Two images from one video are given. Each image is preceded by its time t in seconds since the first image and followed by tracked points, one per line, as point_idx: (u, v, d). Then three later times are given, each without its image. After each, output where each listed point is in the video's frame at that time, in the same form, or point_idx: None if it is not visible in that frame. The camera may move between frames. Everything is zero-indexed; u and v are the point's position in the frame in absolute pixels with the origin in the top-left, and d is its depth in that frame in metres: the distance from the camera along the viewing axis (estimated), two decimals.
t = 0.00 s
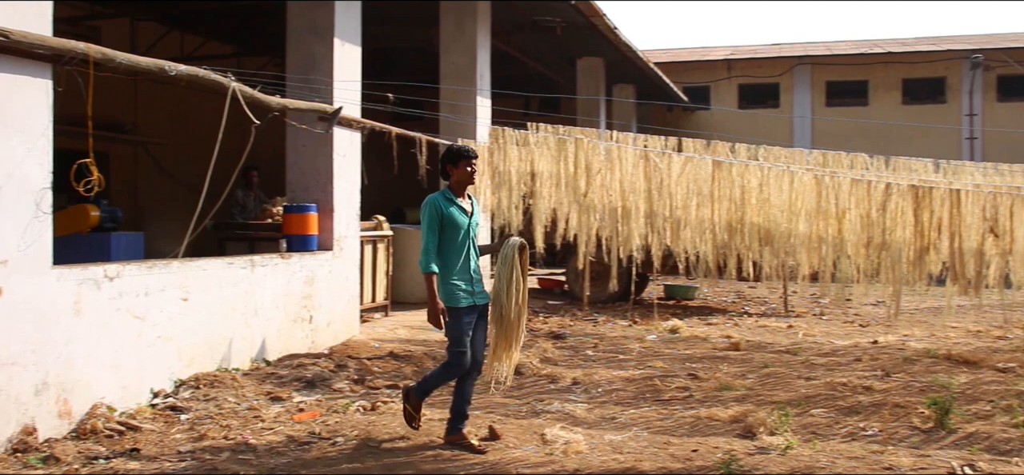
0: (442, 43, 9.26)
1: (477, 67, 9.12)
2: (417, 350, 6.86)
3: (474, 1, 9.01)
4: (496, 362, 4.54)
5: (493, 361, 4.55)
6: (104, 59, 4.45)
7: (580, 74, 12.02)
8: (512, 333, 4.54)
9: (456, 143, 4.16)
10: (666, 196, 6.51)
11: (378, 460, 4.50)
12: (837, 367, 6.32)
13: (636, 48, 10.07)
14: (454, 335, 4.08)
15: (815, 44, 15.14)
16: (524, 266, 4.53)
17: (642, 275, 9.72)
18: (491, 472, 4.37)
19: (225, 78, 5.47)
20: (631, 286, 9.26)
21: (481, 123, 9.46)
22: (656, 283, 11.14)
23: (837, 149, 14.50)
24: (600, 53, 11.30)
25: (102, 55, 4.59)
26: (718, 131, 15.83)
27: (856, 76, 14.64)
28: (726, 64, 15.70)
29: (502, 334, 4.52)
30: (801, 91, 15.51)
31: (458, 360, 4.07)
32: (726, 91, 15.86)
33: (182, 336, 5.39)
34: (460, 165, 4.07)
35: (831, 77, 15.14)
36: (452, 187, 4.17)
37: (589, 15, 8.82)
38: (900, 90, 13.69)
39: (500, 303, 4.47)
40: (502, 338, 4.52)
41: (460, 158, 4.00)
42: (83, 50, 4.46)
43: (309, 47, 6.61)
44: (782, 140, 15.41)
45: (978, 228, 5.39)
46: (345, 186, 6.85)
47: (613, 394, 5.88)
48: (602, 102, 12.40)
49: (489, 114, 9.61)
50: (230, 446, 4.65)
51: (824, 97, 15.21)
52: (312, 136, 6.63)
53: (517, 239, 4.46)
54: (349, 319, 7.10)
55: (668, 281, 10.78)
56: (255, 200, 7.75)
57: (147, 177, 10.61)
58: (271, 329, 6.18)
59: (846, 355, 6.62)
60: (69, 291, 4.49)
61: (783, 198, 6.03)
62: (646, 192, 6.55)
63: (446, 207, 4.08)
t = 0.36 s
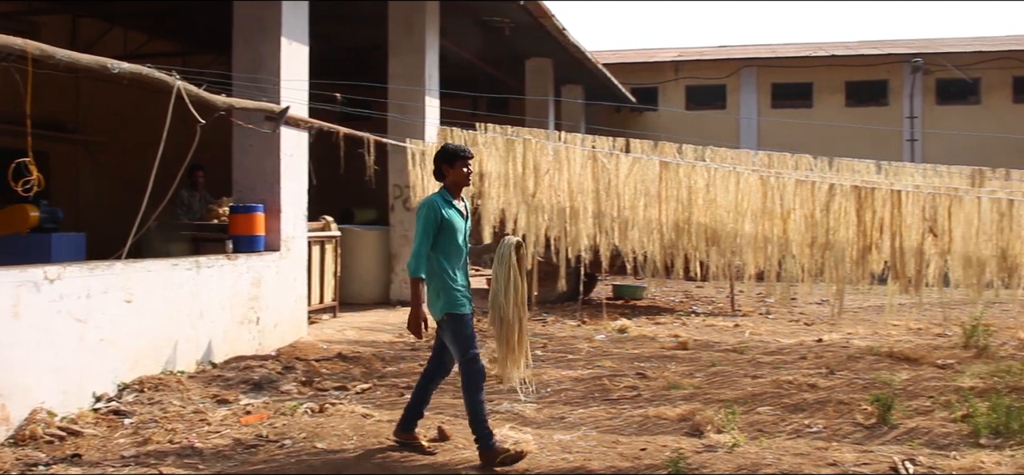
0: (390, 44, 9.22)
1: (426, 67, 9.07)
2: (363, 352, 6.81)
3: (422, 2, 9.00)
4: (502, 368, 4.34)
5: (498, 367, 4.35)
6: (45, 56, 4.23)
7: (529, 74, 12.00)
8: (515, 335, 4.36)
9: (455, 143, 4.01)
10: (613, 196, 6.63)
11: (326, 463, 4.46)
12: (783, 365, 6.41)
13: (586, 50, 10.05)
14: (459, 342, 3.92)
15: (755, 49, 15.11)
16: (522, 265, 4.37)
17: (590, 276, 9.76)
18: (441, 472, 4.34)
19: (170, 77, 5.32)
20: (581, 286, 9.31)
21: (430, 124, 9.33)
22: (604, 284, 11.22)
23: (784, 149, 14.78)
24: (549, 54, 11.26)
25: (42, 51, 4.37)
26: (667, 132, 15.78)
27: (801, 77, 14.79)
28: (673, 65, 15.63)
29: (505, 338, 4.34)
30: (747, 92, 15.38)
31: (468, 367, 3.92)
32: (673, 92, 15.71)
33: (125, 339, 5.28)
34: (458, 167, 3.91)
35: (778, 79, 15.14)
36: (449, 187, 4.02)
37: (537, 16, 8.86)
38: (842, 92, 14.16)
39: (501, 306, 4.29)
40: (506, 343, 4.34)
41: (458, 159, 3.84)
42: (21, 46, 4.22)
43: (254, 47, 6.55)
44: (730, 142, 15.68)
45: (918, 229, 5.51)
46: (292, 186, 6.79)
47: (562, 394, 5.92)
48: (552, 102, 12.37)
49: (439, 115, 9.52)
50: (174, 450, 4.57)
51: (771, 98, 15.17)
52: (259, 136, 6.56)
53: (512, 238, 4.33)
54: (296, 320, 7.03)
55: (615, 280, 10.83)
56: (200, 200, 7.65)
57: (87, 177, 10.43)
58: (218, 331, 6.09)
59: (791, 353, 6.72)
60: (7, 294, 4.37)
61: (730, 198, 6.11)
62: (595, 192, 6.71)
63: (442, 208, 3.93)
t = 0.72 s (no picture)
0: (343, 44, 9.15)
1: (380, 67, 9.02)
2: (318, 353, 6.77)
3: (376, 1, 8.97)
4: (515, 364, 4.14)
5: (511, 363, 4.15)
6: None
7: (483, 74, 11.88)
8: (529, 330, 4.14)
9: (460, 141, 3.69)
10: (566, 197, 6.59)
11: (278, 466, 4.41)
12: (734, 364, 6.47)
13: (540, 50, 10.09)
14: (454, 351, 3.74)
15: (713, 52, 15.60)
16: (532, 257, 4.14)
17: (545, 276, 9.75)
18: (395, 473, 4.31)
19: (118, 75, 5.21)
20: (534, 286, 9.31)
21: (382, 123, 9.29)
22: (558, 284, 11.26)
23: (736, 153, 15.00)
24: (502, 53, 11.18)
25: None
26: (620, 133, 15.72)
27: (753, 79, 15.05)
28: (626, 66, 15.57)
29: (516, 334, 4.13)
30: (699, 94, 15.39)
31: (457, 376, 3.76)
32: (627, 93, 15.69)
33: (72, 342, 5.18)
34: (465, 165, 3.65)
35: (728, 81, 15.27)
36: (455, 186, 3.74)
37: (491, 16, 8.86)
38: (793, 94, 14.93)
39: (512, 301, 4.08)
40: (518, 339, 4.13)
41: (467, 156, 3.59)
42: None
43: (205, 45, 6.47)
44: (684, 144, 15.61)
45: (866, 229, 5.61)
46: (244, 186, 6.72)
47: (516, 394, 5.93)
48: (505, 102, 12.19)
49: (392, 114, 9.47)
50: (123, 454, 4.49)
51: (722, 101, 15.28)
52: (210, 135, 6.49)
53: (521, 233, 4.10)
54: (248, 321, 6.96)
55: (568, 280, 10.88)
56: (149, 200, 7.55)
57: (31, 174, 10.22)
58: (168, 332, 6.00)
59: (743, 352, 6.79)
60: None
61: (681, 199, 6.13)
62: (548, 192, 6.68)
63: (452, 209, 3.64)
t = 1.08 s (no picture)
0: (294, 45, 9.03)
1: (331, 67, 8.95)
2: (269, 355, 6.70)
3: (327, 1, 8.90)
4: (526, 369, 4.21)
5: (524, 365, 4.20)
6: None
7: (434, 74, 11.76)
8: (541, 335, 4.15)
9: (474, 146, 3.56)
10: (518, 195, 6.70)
11: (226, 469, 4.35)
12: (686, 363, 6.52)
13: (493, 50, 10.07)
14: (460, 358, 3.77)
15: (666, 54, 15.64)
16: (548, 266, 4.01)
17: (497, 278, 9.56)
18: None
19: (62, 72, 5.09)
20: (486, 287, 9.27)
21: (334, 123, 9.23)
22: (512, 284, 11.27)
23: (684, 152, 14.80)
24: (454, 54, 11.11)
25: None
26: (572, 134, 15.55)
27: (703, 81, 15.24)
28: (579, 67, 15.44)
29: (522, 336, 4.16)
30: (651, 96, 15.38)
31: (458, 383, 3.79)
32: (579, 94, 15.57)
33: (16, 345, 5.06)
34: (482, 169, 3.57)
35: (681, 82, 15.23)
36: (470, 191, 3.65)
37: (443, 16, 8.82)
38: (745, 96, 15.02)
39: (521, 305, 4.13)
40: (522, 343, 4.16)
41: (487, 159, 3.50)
42: None
43: (152, 43, 6.37)
44: (636, 145, 15.56)
45: (814, 230, 5.67)
46: (193, 186, 6.64)
47: (469, 395, 5.92)
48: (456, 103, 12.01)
49: (343, 114, 9.41)
50: (67, 460, 4.41)
51: (674, 102, 15.26)
52: (158, 134, 6.41)
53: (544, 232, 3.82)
54: (197, 323, 6.87)
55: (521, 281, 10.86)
56: (96, 200, 7.43)
57: None
58: (115, 335, 5.89)
59: (694, 351, 6.84)
60: None
61: (633, 199, 6.28)
62: (501, 194, 6.90)
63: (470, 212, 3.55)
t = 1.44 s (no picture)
0: (245, 44, 8.96)
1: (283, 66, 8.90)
2: (220, 357, 6.62)
3: None
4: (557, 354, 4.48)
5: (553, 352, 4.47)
6: None
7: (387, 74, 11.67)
8: (574, 320, 4.47)
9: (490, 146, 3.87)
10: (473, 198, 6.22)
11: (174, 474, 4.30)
12: (638, 362, 6.56)
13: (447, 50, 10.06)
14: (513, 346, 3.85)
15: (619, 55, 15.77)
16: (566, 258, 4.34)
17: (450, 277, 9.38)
18: None
19: (6, 69, 4.98)
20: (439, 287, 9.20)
21: (286, 123, 9.17)
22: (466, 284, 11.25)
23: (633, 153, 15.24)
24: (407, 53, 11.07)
25: None
26: (526, 135, 15.63)
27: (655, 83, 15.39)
28: (533, 67, 15.53)
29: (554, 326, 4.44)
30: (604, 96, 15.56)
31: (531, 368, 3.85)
32: (532, 95, 15.65)
33: None
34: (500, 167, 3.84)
35: (633, 84, 15.45)
36: (488, 190, 3.91)
37: (396, 15, 8.78)
38: (695, 96, 15.23)
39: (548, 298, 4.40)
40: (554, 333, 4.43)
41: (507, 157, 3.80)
42: None
43: (100, 41, 6.27)
44: (590, 146, 15.77)
45: (765, 230, 5.70)
46: (142, 187, 6.54)
47: (423, 395, 5.90)
48: (409, 103, 12.02)
49: (296, 114, 9.36)
50: (10, 467, 4.32)
51: (626, 103, 15.47)
52: (105, 133, 6.31)
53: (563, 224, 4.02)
54: (146, 325, 6.76)
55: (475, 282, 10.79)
56: (41, 200, 7.30)
57: None
58: (61, 338, 5.78)
59: (646, 351, 6.89)
60: None
61: (585, 200, 6.33)
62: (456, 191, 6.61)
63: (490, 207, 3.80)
